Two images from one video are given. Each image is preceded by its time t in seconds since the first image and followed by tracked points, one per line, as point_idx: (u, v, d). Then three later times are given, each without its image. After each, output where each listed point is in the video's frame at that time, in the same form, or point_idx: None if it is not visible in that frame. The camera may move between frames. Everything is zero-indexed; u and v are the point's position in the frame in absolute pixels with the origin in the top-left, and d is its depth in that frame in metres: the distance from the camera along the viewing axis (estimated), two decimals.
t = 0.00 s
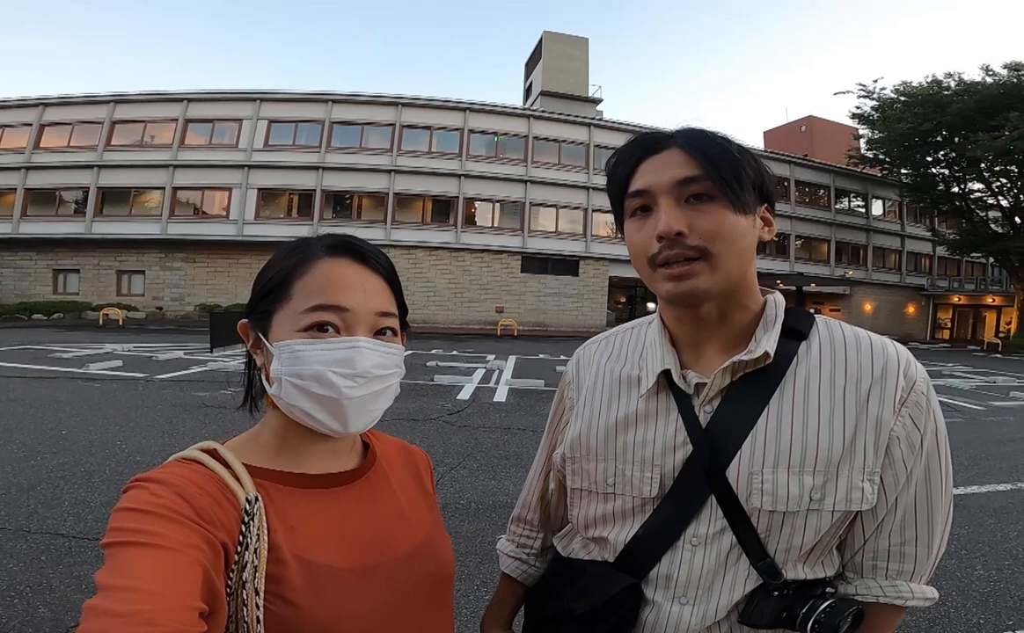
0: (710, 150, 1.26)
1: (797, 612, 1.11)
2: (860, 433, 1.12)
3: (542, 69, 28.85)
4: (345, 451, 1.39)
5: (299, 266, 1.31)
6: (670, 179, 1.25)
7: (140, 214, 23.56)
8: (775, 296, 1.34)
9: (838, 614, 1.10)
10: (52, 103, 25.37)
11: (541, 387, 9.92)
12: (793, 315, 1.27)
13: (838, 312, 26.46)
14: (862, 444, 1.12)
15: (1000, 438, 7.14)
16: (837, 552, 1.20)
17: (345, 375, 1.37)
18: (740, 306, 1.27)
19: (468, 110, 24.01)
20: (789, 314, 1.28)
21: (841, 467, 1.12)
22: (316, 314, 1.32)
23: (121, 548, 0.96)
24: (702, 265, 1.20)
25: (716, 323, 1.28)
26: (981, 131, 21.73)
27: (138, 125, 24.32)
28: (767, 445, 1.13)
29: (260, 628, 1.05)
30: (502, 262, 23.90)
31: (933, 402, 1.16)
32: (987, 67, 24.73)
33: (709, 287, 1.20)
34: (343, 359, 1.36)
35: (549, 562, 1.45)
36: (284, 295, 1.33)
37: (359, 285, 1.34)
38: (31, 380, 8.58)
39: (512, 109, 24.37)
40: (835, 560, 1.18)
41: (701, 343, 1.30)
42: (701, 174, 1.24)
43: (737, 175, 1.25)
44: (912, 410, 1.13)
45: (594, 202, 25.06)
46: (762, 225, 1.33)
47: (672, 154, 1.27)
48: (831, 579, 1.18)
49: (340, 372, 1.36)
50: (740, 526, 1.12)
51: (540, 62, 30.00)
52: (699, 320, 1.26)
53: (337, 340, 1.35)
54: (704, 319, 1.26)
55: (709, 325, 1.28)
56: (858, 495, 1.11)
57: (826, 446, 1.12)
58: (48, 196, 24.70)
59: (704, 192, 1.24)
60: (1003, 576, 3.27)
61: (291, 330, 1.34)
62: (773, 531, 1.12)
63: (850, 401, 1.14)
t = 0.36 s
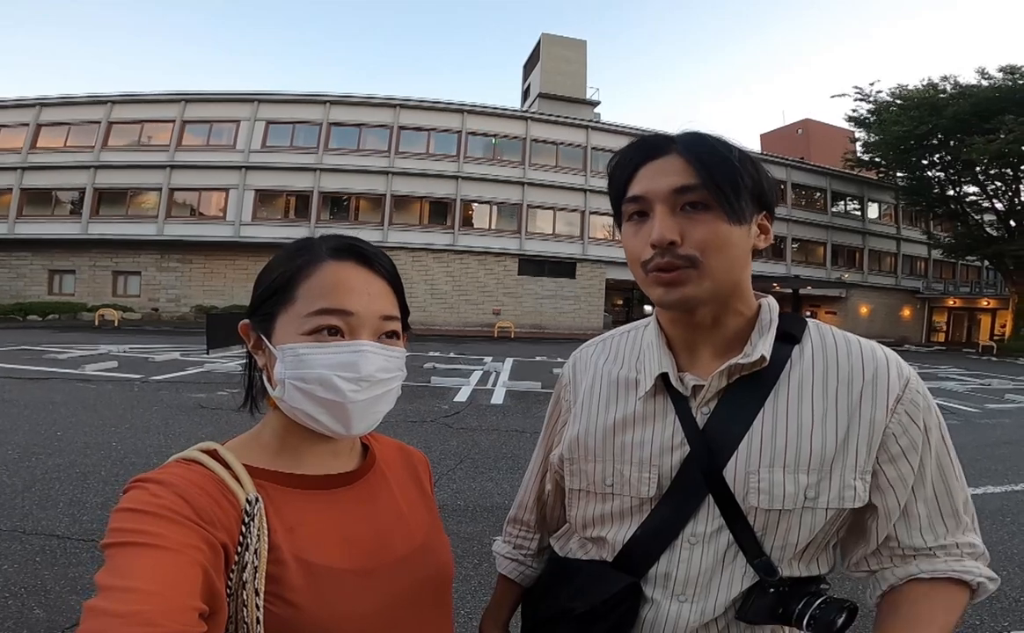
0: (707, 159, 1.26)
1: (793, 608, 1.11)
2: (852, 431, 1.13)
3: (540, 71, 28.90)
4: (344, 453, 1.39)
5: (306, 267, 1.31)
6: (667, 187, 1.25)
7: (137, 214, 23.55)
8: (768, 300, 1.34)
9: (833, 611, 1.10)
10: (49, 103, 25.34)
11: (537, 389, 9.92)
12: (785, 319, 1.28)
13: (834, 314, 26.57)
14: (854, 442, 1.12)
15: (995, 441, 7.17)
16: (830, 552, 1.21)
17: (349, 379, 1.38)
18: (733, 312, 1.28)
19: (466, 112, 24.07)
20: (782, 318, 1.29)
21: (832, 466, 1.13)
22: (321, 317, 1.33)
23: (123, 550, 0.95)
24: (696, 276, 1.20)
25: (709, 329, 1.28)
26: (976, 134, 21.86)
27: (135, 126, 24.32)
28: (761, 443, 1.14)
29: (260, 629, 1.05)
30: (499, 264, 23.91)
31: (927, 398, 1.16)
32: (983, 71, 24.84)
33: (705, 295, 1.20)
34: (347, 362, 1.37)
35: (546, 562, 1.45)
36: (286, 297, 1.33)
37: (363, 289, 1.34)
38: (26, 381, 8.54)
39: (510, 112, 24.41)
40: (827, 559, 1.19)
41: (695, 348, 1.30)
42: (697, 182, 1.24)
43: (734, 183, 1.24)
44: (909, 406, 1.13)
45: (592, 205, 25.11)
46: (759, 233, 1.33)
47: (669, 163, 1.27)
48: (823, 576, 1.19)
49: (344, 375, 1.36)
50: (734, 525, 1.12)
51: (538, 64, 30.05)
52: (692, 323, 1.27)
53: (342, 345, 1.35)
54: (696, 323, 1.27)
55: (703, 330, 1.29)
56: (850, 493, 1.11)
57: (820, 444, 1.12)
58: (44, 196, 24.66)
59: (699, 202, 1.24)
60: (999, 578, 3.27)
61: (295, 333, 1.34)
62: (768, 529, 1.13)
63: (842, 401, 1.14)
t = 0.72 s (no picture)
0: (716, 162, 1.26)
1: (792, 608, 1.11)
2: (853, 435, 1.13)
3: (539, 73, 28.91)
4: (345, 453, 1.39)
5: (308, 268, 1.31)
6: (676, 191, 1.25)
7: (135, 214, 23.45)
8: (769, 303, 1.35)
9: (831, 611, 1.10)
10: (48, 101, 25.26)
11: (536, 390, 9.91)
12: (788, 322, 1.28)
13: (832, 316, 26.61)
14: (855, 445, 1.13)
15: (993, 442, 7.19)
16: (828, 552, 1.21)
17: (353, 380, 1.38)
18: (739, 314, 1.28)
19: (465, 113, 24.08)
20: (784, 321, 1.30)
21: (833, 468, 1.13)
22: (323, 318, 1.32)
23: (124, 550, 0.95)
24: (706, 279, 1.19)
25: (714, 331, 1.28)
26: (974, 136, 21.93)
27: (134, 125, 24.29)
28: (763, 445, 1.14)
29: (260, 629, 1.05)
30: (497, 265, 23.91)
31: (925, 397, 1.17)
32: (981, 73, 24.89)
33: (712, 297, 1.20)
34: (350, 363, 1.38)
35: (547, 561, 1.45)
36: (289, 298, 1.33)
37: (366, 291, 1.34)
38: (22, 380, 8.50)
39: (509, 113, 24.41)
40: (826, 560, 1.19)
41: (699, 350, 1.30)
42: (708, 186, 1.24)
43: (741, 187, 1.25)
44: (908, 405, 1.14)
45: (590, 206, 25.13)
46: (762, 236, 1.34)
47: (678, 164, 1.27)
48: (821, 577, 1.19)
49: (348, 376, 1.37)
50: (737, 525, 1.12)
51: (537, 65, 30.08)
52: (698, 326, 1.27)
53: (346, 345, 1.36)
54: (701, 326, 1.27)
55: (708, 332, 1.29)
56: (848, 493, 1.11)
57: (818, 444, 1.13)
58: (42, 195, 24.57)
59: (709, 205, 1.24)
60: (995, 579, 3.28)
61: (297, 334, 1.34)
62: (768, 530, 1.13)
63: (843, 404, 1.15)
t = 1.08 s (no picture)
0: (727, 165, 1.26)
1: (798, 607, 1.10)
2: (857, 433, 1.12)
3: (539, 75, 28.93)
4: (347, 454, 1.38)
5: (309, 270, 1.31)
6: (689, 193, 1.24)
7: (134, 214, 23.45)
8: (774, 304, 1.35)
9: (840, 611, 1.08)
10: (49, 101, 25.26)
11: (535, 392, 9.91)
12: (791, 323, 1.28)
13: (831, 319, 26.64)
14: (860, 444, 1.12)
15: (991, 445, 7.21)
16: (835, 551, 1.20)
17: (355, 380, 1.38)
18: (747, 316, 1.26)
19: (465, 114, 24.09)
20: (787, 321, 1.29)
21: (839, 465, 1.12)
22: (325, 318, 1.32)
23: (123, 551, 0.95)
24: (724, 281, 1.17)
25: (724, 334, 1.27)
26: (974, 139, 21.95)
27: (135, 125, 24.31)
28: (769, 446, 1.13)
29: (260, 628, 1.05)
30: (497, 267, 23.92)
31: (923, 380, 1.12)
32: (981, 75, 24.93)
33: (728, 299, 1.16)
34: (352, 364, 1.37)
35: (552, 562, 1.45)
36: (290, 299, 1.32)
37: (367, 291, 1.34)
38: (21, 381, 8.48)
39: (509, 115, 24.42)
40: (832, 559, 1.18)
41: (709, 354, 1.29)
42: (722, 189, 1.23)
43: (754, 191, 1.24)
44: (898, 376, 1.10)
45: (590, 208, 25.14)
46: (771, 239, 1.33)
47: (692, 167, 1.27)
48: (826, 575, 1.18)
49: (350, 376, 1.37)
50: (743, 525, 1.12)
51: (538, 67, 30.11)
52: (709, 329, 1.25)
53: (347, 346, 1.35)
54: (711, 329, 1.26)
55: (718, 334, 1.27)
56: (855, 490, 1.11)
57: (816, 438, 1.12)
58: (42, 195, 24.55)
59: (725, 207, 1.22)
60: (993, 581, 3.29)
61: (300, 334, 1.34)
62: (774, 528, 1.13)
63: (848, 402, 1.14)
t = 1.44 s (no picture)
0: (722, 177, 1.26)
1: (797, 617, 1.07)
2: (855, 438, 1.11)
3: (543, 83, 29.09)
4: (348, 458, 1.38)
5: (315, 277, 1.31)
6: (682, 207, 1.24)
7: (138, 217, 23.54)
8: (775, 313, 1.34)
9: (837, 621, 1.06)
10: (56, 104, 25.45)
11: (535, 399, 9.90)
12: (793, 332, 1.27)
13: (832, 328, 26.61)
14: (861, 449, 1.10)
15: (991, 455, 7.19)
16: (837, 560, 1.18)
17: (359, 387, 1.38)
18: (747, 326, 1.26)
19: (469, 121, 24.21)
20: (788, 330, 1.28)
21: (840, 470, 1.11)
22: (331, 325, 1.32)
23: (126, 552, 0.95)
24: (713, 295, 1.18)
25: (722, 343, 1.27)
26: (976, 149, 22.01)
27: (140, 129, 24.46)
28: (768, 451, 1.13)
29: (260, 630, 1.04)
30: (498, 274, 23.96)
31: (924, 389, 1.11)
32: (984, 86, 25.03)
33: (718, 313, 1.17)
34: (357, 371, 1.37)
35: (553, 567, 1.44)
36: (297, 306, 1.33)
37: (373, 298, 1.34)
38: (21, 382, 8.48)
39: (512, 122, 24.54)
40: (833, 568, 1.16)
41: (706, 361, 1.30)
42: (714, 202, 1.23)
43: (747, 203, 1.24)
44: (899, 386, 1.09)
45: (592, 216, 25.19)
46: (770, 249, 1.33)
47: (685, 179, 1.27)
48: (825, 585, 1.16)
49: (354, 384, 1.37)
50: (742, 533, 1.10)
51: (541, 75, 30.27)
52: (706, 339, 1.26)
53: (352, 353, 1.35)
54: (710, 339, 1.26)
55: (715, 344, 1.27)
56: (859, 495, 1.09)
57: (815, 447, 1.12)
58: (47, 197, 24.65)
59: (715, 221, 1.22)
60: (994, 590, 3.27)
61: (306, 341, 1.34)
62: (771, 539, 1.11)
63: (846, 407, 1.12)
